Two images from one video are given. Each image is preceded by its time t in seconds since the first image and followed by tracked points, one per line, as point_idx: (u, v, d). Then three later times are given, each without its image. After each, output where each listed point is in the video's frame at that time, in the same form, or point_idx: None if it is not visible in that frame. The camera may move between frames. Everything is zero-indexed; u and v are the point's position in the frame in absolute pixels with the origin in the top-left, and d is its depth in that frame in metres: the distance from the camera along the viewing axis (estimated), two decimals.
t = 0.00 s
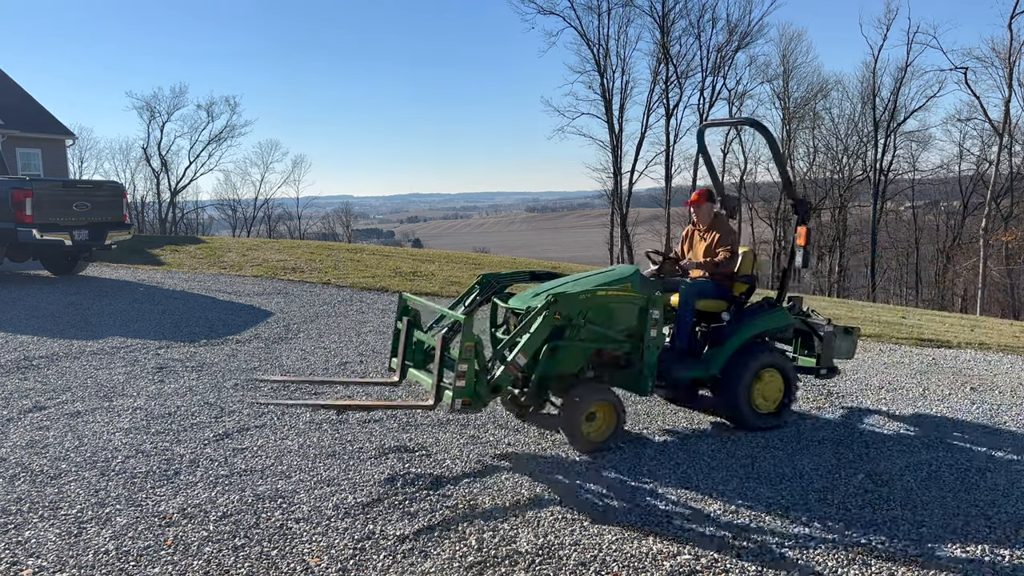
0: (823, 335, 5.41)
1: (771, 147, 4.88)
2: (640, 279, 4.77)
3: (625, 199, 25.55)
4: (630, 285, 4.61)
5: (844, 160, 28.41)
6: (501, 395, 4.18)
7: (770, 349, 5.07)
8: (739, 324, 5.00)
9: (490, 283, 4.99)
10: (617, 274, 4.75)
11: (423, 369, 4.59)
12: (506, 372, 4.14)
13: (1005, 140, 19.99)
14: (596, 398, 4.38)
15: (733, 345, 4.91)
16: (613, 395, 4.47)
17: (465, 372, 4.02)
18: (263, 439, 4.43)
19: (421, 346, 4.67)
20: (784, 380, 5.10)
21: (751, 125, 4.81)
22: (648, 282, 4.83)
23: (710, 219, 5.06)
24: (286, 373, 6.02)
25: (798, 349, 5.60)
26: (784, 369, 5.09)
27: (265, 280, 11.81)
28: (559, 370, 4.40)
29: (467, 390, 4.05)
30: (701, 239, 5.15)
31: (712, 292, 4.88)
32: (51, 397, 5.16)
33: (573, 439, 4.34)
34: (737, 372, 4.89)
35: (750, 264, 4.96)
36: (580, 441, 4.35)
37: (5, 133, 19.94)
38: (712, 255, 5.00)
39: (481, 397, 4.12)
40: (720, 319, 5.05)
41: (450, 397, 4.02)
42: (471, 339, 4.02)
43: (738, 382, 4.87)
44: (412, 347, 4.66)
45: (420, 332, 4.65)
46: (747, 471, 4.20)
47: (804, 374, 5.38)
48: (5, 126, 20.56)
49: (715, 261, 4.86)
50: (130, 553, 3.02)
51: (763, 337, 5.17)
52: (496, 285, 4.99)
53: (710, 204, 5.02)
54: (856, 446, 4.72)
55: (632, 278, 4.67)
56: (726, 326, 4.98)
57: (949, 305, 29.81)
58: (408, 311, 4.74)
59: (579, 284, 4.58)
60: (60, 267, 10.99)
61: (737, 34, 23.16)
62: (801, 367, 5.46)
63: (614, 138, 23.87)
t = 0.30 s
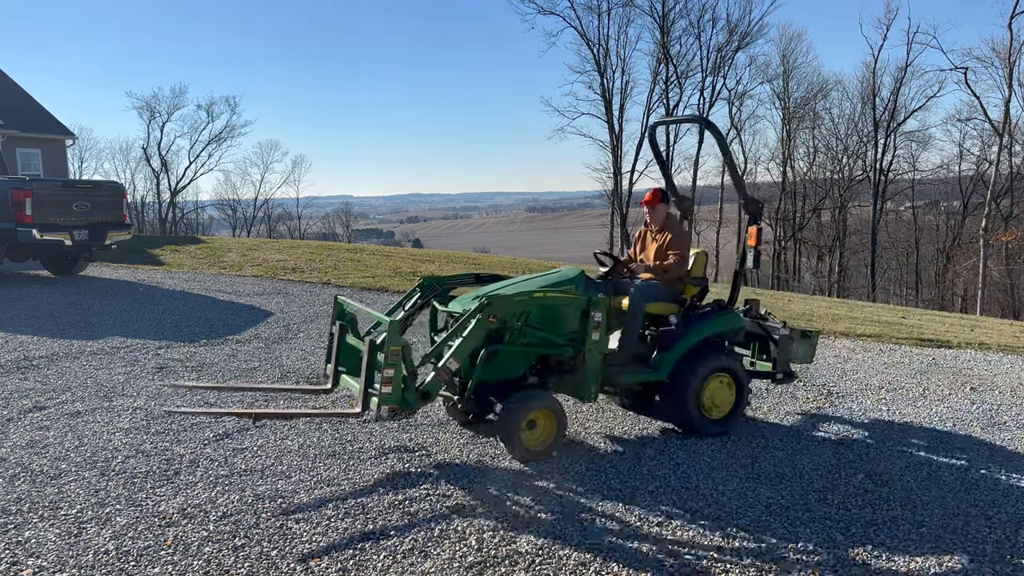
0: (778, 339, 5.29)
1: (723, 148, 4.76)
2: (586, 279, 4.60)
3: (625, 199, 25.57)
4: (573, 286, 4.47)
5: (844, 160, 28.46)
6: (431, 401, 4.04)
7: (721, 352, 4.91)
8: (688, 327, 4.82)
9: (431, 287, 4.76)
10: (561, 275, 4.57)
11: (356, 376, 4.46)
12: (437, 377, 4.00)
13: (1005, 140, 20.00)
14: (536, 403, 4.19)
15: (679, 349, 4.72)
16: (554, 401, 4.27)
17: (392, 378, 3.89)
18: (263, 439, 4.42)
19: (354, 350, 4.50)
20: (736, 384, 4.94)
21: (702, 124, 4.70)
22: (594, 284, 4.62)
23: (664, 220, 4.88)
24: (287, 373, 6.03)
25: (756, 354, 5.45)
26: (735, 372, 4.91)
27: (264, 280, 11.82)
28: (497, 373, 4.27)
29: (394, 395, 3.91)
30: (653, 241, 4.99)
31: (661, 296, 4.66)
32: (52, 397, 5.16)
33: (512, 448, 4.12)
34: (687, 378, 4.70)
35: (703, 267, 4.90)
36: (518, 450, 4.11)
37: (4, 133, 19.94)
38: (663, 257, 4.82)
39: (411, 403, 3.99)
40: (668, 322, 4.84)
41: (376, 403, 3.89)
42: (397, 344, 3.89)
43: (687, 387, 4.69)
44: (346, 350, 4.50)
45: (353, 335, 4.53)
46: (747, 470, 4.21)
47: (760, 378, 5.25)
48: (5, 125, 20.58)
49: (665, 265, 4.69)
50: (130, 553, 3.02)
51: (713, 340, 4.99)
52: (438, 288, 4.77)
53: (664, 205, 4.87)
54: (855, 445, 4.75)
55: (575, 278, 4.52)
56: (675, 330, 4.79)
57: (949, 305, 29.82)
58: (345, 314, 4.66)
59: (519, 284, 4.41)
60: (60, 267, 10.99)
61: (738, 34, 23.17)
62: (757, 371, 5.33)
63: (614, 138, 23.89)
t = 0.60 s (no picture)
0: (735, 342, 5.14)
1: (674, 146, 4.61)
2: (535, 280, 4.35)
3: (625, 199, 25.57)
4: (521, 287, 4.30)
5: (844, 160, 28.49)
6: (363, 409, 3.87)
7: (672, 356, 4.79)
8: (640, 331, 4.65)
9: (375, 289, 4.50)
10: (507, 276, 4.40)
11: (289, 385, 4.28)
12: (369, 384, 3.82)
13: (1005, 140, 20.01)
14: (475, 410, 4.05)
15: (630, 353, 4.56)
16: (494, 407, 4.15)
17: (318, 385, 3.70)
18: (263, 439, 4.42)
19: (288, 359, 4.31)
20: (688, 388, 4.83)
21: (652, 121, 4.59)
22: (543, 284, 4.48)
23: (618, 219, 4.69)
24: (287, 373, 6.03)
25: (713, 356, 5.32)
26: (687, 374, 4.80)
27: (265, 280, 11.81)
28: (437, 378, 4.15)
29: (321, 404, 3.72)
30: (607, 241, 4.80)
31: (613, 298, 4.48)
32: (51, 397, 5.16)
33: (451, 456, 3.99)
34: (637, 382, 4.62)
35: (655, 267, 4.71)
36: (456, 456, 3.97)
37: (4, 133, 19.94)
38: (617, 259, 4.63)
39: (339, 411, 3.80)
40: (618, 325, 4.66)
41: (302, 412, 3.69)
42: (324, 349, 3.69)
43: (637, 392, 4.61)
44: (278, 359, 4.29)
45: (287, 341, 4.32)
46: (747, 470, 4.22)
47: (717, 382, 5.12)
48: (5, 125, 20.59)
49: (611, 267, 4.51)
50: (131, 553, 3.01)
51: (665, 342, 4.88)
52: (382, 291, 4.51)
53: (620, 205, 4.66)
54: (856, 445, 4.76)
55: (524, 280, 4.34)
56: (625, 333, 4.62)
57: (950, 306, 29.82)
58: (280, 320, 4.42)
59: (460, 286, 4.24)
60: (60, 267, 10.99)
61: (738, 34, 23.18)
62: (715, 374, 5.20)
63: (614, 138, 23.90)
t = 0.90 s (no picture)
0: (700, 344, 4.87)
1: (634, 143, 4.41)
2: (490, 281, 4.18)
3: (625, 199, 25.69)
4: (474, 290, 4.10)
5: (844, 160, 28.61)
6: (301, 416, 3.63)
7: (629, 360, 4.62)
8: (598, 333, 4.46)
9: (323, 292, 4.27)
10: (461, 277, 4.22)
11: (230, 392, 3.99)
12: (308, 391, 3.61)
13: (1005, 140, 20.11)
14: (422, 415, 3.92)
15: (589, 356, 4.36)
16: (443, 413, 4.03)
17: (251, 393, 3.44)
18: (262, 440, 4.52)
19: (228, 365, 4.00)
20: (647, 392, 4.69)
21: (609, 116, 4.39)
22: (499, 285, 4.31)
23: (576, 218, 4.61)
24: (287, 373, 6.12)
25: (678, 360, 5.07)
26: (648, 379, 4.66)
27: (264, 280, 11.91)
28: (386, 384, 3.95)
29: (255, 411, 3.46)
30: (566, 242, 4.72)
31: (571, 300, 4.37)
32: (51, 397, 5.26)
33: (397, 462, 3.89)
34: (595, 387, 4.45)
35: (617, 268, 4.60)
36: (401, 463, 3.88)
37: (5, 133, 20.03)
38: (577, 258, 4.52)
39: (274, 418, 3.56)
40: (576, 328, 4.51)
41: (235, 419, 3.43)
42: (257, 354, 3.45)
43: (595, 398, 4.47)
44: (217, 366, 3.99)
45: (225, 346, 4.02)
46: (747, 470, 4.31)
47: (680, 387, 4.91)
48: (5, 126, 20.68)
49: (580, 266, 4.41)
50: (130, 553, 3.10)
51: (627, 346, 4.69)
52: (331, 293, 4.28)
53: (577, 203, 4.60)
54: (857, 444, 4.87)
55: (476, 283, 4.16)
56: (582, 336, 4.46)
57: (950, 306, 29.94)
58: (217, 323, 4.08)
59: (409, 287, 4.05)
60: (60, 267, 11.08)
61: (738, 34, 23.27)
62: (678, 377, 4.97)
63: (614, 138, 24.01)
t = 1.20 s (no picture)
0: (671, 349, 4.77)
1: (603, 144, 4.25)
2: (452, 282, 4.00)
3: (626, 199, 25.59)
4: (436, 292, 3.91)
5: (844, 160, 28.52)
6: (249, 420, 3.47)
7: (598, 363, 4.43)
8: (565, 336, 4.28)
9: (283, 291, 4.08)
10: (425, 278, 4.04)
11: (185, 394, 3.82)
12: (256, 396, 3.44)
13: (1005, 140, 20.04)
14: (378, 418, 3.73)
15: (552, 361, 4.17)
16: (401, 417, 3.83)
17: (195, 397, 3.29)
18: (262, 439, 4.43)
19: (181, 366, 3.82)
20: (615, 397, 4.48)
21: (578, 116, 4.21)
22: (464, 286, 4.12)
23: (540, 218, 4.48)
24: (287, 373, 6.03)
25: (650, 364, 4.92)
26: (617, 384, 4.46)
27: (265, 280, 11.82)
28: (341, 387, 3.76)
29: (199, 417, 3.31)
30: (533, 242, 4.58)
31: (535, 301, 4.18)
32: (51, 397, 5.17)
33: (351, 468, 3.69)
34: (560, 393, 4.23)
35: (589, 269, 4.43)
36: (355, 470, 3.68)
37: (4, 133, 19.93)
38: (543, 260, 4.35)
39: (220, 423, 3.41)
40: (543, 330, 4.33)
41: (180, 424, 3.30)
42: (202, 358, 3.29)
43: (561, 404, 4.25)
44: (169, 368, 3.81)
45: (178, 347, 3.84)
46: (747, 469, 4.23)
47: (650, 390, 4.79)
48: (5, 126, 20.59)
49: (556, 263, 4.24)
50: (131, 553, 3.01)
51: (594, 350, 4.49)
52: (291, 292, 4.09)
53: (539, 202, 4.45)
54: (857, 443, 4.79)
55: (440, 284, 3.96)
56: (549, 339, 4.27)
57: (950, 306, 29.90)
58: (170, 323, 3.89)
59: (368, 288, 3.85)
60: (60, 267, 10.99)
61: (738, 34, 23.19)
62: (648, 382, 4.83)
63: (614, 138, 23.92)
